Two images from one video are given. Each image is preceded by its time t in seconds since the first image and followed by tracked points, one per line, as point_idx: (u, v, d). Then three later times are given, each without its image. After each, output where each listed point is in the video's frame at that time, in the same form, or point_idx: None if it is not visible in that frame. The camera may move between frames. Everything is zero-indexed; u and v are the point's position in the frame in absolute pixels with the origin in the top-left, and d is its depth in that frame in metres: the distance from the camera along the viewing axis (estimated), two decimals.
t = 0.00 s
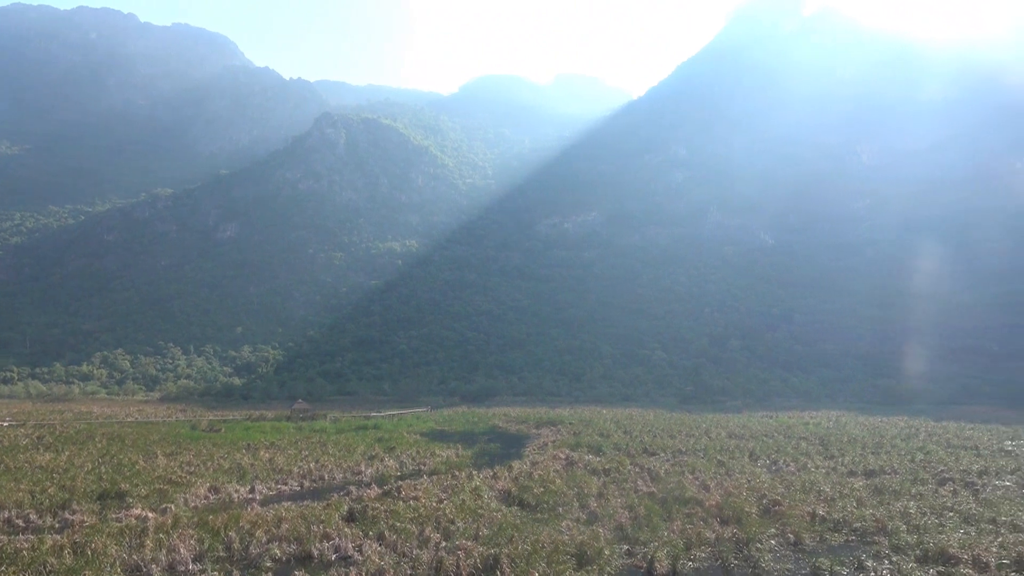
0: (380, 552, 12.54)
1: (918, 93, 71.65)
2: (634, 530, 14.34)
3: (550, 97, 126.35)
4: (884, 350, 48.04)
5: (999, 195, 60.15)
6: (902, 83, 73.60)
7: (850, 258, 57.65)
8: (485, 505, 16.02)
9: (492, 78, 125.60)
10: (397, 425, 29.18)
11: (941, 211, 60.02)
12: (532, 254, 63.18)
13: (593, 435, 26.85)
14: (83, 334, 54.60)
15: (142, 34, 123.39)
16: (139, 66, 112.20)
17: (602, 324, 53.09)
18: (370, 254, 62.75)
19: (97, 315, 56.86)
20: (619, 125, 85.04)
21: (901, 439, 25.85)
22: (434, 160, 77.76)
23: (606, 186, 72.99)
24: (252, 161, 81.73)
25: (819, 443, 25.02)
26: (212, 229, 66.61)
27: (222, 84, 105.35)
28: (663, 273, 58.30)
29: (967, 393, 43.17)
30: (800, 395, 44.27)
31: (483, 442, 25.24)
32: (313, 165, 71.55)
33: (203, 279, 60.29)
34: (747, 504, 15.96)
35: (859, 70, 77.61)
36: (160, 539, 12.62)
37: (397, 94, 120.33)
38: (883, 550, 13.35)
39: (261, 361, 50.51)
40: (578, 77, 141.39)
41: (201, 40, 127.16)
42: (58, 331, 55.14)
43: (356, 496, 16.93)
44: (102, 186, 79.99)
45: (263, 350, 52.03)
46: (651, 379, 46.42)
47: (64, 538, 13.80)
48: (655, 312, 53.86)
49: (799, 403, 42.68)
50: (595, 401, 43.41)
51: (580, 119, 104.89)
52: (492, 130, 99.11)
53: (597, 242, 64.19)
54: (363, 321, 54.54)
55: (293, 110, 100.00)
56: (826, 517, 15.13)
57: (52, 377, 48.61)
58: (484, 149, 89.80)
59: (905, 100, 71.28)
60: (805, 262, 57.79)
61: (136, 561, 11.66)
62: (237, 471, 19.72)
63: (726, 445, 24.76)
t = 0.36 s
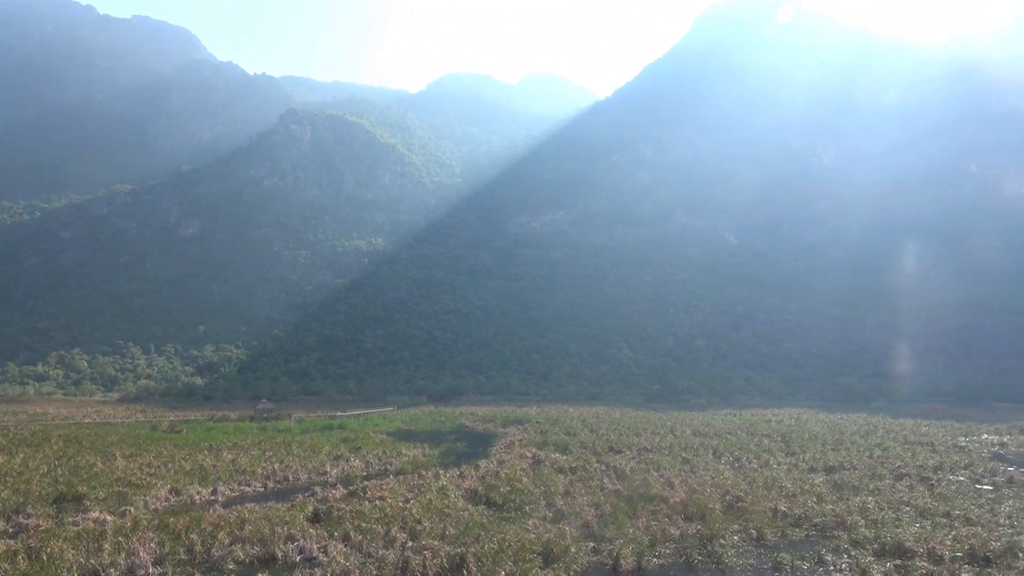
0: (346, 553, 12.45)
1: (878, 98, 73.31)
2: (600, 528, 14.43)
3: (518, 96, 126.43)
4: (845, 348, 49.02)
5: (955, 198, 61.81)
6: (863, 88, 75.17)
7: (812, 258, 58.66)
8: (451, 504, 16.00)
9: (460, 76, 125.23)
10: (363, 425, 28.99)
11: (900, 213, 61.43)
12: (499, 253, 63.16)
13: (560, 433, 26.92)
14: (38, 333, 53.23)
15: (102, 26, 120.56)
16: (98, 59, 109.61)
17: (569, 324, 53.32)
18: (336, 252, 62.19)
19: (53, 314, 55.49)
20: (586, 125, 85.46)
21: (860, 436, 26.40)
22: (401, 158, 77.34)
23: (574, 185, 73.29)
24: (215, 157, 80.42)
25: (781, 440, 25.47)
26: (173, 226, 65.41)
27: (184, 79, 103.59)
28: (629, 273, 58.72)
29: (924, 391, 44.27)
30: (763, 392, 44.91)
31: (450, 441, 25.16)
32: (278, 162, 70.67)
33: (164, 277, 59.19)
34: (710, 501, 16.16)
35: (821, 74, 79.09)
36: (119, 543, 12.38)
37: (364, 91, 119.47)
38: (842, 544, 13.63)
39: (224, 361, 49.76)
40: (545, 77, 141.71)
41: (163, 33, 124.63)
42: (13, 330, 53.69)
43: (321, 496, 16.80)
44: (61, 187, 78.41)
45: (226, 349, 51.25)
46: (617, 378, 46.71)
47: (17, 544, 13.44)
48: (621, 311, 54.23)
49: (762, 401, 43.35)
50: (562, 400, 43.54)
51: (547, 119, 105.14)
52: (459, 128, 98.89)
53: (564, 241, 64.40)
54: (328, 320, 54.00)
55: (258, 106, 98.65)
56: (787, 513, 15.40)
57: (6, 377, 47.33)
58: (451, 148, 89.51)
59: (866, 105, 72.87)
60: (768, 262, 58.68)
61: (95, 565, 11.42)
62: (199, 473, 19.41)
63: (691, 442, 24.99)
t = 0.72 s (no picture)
0: (310, 556, 12.31)
1: (838, 104, 74.81)
2: (566, 527, 14.48)
3: (485, 96, 126.26)
4: (806, 348, 49.83)
5: (910, 203, 63.44)
6: (823, 93, 76.63)
7: (774, 259, 59.57)
8: (418, 506, 15.91)
9: (427, 75, 124.67)
10: (329, 427, 28.71)
11: (859, 216, 62.79)
12: (467, 253, 63.05)
13: (527, 434, 26.93)
14: None
15: (59, 19, 117.60)
16: (55, 52, 106.91)
17: (536, 324, 53.44)
18: (301, 252, 61.52)
19: (7, 314, 53.99)
20: (552, 126, 85.72)
21: (821, 434, 26.86)
22: (368, 157, 76.82)
23: (541, 186, 73.50)
24: (177, 154, 78.97)
25: (744, 439, 25.79)
26: (133, 224, 64.09)
27: (144, 75, 101.63)
28: (595, 273, 59.05)
29: (882, 389, 45.25)
30: (727, 391, 45.46)
31: (416, 443, 25.02)
32: (242, 160, 69.71)
33: (124, 276, 57.99)
34: (675, 499, 16.30)
35: (783, 80, 80.44)
36: (75, 549, 12.11)
37: (330, 89, 118.45)
38: (803, 540, 13.86)
39: (185, 361, 48.89)
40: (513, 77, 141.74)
41: (123, 27, 121.99)
42: None
43: (285, 499, 16.62)
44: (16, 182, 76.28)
45: (188, 349, 50.35)
46: (583, 378, 46.94)
47: None
48: (587, 312, 54.56)
49: (725, 400, 43.88)
50: (529, 400, 43.56)
51: (515, 119, 105.25)
52: (427, 128, 98.45)
53: (531, 241, 64.51)
54: (293, 320, 53.36)
55: (221, 103, 97.14)
56: (749, 510, 15.61)
57: None
58: (418, 147, 89.09)
59: (826, 111, 74.31)
60: (732, 263, 59.46)
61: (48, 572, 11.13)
62: (159, 475, 19.03)
63: (657, 442, 25.17)
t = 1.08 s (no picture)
0: (275, 560, 12.17)
1: (803, 109, 76.03)
2: (534, 528, 14.52)
3: (456, 96, 126.07)
4: (770, 349, 50.53)
5: (872, 208, 64.74)
6: (788, 98, 77.85)
7: (740, 261, 60.34)
8: (385, 508, 15.81)
9: (397, 75, 124.07)
10: (295, 429, 28.40)
11: (823, 220, 63.86)
12: (436, 254, 62.86)
13: (495, 435, 26.92)
14: None
15: (17, 11, 114.79)
16: (13, 45, 104.33)
17: (505, 326, 53.49)
18: (267, 252, 60.81)
19: None
20: (521, 128, 85.86)
21: (784, 435, 27.28)
22: (336, 157, 76.24)
23: (510, 187, 73.59)
24: (140, 151, 77.58)
25: (709, 440, 26.04)
26: (94, 223, 62.82)
27: (107, 70, 99.66)
28: (564, 275, 59.27)
29: (844, 390, 46.09)
30: (693, 393, 45.94)
31: (383, 445, 24.88)
32: (207, 158, 68.70)
33: (84, 277, 56.81)
34: (642, 499, 16.43)
35: (749, 86, 81.51)
36: (31, 556, 11.82)
37: (298, 87, 117.41)
38: (767, 539, 14.07)
39: (147, 362, 48.05)
40: (484, 78, 141.74)
41: (85, 20, 119.43)
42: None
43: (249, 502, 16.41)
44: None
45: (150, 350, 49.49)
46: (552, 379, 47.11)
47: None
48: (556, 314, 54.79)
49: (692, 401, 44.34)
50: (497, 401, 43.58)
51: (485, 120, 105.23)
52: (396, 128, 97.98)
53: (500, 243, 64.54)
54: (259, 321, 52.74)
55: (186, 99, 95.61)
56: (715, 510, 15.79)
57: None
58: (387, 147, 88.60)
59: (791, 115, 75.50)
60: (699, 265, 60.11)
61: None
62: (119, 479, 18.66)
63: (624, 442, 25.34)
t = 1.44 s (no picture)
0: (237, 563, 11.98)
1: (771, 114, 76.97)
2: (500, 530, 14.50)
3: (427, 96, 125.46)
4: (738, 351, 51.18)
5: (838, 213, 65.85)
6: (757, 103, 78.79)
7: (708, 264, 61.02)
8: (351, 510, 15.66)
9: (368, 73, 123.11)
10: (259, 429, 28.01)
11: (789, 225, 64.77)
12: (405, 254, 62.49)
13: (463, 436, 26.79)
14: None
15: None
16: None
17: (473, 327, 53.37)
18: (233, 249, 59.93)
19: None
20: (493, 129, 85.79)
21: (749, 436, 27.61)
22: (305, 154, 75.43)
23: (481, 188, 73.47)
24: (102, 146, 76.00)
25: (676, 442, 26.24)
26: (53, 218, 61.44)
27: (69, 61, 97.46)
28: (533, 277, 59.32)
29: (808, 393, 46.84)
30: (660, 395, 46.30)
31: (350, 446, 24.63)
32: (172, 154, 67.51)
33: (44, 275, 55.56)
34: (608, 501, 16.52)
35: (719, 90, 82.33)
36: None
37: (268, 83, 115.88)
38: (730, 540, 14.22)
39: (107, 361, 47.11)
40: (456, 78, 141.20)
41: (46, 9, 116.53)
42: None
43: (212, 504, 16.14)
44: None
45: (110, 349, 48.53)
46: (520, 381, 47.14)
47: None
48: (524, 315, 54.85)
49: (659, 403, 44.67)
50: (465, 402, 43.46)
51: (456, 121, 104.87)
52: (366, 126, 97.19)
53: (470, 243, 64.38)
54: (224, 319, 51.97)
55: (151, 92, 93.76)
56: (680, 511, 15.93)
57: None
58: (357, 146, 87.83)
59: (760, 120, 76.41)
60: (667, 268, 60.65)
61: None
62: (76, 481, 18.21)
63: (591, 444, 25.40)
